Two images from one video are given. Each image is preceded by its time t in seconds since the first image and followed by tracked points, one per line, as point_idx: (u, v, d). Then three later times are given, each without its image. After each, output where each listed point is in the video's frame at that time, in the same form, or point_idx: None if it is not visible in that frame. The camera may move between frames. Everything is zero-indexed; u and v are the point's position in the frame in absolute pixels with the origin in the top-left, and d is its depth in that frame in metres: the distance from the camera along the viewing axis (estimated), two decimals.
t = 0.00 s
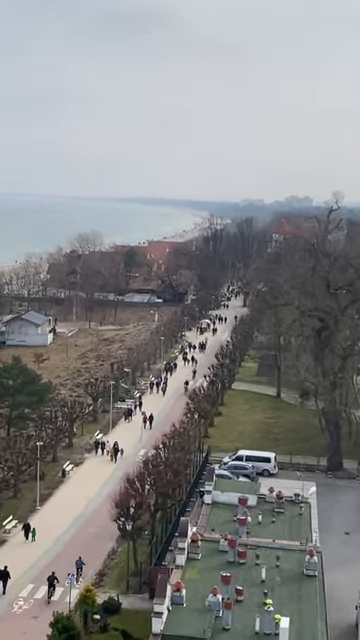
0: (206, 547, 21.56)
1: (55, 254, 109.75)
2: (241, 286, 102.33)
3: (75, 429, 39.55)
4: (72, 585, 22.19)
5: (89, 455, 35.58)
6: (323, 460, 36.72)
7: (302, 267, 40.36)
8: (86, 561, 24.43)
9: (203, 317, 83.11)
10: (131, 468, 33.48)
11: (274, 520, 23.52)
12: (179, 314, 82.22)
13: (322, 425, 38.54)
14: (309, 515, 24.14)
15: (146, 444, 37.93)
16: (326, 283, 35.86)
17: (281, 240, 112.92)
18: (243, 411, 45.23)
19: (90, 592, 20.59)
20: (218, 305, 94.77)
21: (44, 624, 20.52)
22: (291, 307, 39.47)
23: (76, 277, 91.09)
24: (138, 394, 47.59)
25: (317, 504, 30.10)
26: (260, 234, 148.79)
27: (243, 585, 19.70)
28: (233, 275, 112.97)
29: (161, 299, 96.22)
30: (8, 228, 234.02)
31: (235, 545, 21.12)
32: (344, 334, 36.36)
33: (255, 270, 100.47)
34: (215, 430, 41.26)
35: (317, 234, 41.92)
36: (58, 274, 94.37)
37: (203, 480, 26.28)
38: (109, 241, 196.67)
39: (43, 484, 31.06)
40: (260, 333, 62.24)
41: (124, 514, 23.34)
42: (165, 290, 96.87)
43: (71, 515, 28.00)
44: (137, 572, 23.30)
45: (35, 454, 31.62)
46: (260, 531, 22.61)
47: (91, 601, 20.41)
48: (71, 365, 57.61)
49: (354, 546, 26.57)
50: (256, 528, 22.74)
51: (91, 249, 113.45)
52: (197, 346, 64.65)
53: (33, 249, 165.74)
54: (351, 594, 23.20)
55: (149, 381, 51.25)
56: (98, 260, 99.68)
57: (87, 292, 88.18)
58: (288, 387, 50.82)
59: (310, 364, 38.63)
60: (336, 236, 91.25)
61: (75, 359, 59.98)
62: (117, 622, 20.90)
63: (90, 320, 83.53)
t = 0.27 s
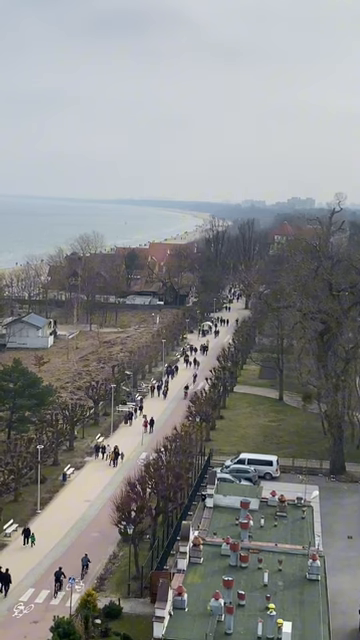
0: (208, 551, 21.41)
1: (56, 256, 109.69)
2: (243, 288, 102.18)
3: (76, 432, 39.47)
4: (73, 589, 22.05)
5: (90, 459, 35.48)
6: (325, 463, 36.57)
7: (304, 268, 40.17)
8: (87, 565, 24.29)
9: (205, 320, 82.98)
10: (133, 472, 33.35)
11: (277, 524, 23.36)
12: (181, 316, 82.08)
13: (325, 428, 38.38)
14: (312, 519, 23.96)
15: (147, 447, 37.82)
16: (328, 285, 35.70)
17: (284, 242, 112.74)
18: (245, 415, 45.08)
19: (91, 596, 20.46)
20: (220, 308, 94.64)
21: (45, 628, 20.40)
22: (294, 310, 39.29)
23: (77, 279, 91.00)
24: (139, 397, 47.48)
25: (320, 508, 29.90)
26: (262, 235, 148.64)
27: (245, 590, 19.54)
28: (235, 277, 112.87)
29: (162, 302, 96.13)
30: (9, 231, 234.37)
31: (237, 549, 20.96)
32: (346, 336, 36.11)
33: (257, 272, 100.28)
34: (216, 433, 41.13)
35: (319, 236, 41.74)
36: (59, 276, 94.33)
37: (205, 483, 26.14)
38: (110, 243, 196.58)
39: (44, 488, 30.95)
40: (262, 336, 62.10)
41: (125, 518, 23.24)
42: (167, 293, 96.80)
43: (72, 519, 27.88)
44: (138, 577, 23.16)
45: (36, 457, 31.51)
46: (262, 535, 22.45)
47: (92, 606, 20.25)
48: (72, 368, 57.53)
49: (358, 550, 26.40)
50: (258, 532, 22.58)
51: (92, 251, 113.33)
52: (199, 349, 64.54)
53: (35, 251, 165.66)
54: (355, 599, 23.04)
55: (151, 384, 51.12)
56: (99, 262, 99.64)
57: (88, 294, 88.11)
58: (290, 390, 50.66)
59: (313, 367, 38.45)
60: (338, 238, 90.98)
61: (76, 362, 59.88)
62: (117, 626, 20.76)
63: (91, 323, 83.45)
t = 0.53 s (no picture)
0: (210, 554, 21.31)
1: (56, 258, 109.63)
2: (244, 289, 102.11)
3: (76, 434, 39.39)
4: (73, 592, 21.97)
5: (90, 461, 35.39)
6: (327, 466, 36.48)
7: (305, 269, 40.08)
8: (88, 568, 24.20)
9: (205, 322, 82.91)
10: (134, 474, 33.26)
11: (278, 526, 23.25)
12: (182, 318, 81.99)
13: (327, 430, 38.28)
14: (314, 521, 23.87)
15: (148, 449, 37.73)
16: (330, 286, 35.61)
17: (285, 243, 112.67)
18: (246, 417, 44.97)
19: (92, 598, 20.38)
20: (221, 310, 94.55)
21: (45, 631, 20.31)
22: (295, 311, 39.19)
23: (77, 280, 90.94)
24: (140, 399, 47.41)
25: (322, 511, 29.81)
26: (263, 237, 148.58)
27: (247, 592, 19.44)
28: (236, 278, 112.80)
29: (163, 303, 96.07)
30: (9, 232, 234.47)
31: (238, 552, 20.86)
32: (348, 338, 36.00)
33: (258, 273, 100.21)
34: (218, 435, 41.04)
35: (320, 237, 41.66)
36: (59, 278, 94.24)
37: (206, 486, 26.04)
38: (111, 245, 196.50)
39: (44, 490, 30.86)
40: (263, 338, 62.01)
41: (126, 521, 23.20)
42: (167, 295, 96.74)
43: (73, 521, 27.78)
44: (139, 579, 23.07)
45: (36, 459, 31.43)
46: (264, 538, 22.36)
47: (93, 609, 20.15)
48: (72, 370, 57.45)
49: None
50: (260, 535, 22.49)
51: (93, 253, 113.35)
52: (201, 351, 64.46)
53: (35, 253, 165.56)
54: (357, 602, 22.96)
55: (152, 386, 51.03)
56: (99, 264, 99.56)
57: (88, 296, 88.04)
58: (292, 392, 50.57)
59: (314, 369, 38.36)
60: (340, 239, 90.85)
61: (77, 364, 59.81)
62: (118, 629, 20.65)
63: (92, 325, 83.37)
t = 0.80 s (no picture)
0: (211, 556, 21.27)
1: (57, 259, 109.58)
2: (245, 290, 102.11)
3: (77, 436, 39.36)
4: (74, 593, 21.92)
5: (91, 463, 35.34)
6: (329, 468, 36.42)
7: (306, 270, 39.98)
8: (88, 569, 24.15)
9: (206, 323, 82.84)
10: (134, 476, 33.23)
11: (280, 528, 23.19)
12: (182, 319, 81.93)
13: (328, 432, 38.23)
14: (315, 523, 23.80)
15: (149, 451, 37.69)
16: (331, 287, 35.52)
17: (286, 244, 112.60)
18: (247, 418, 44.93)
19: (93, 600, 20.33)
20: (222, 311, 94.48)
21: (46, 633, 20.27)
22: (296, 312, 39.09)
23: (78, 282, 90.92)
24: (141, 401, 47.37)
25: (324, 513, 29.75)
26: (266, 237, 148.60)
27: (248, 595, 19.37)
28: (237, 279, 112.72)
29: (164, 305, 96.08)
30: (9, 233, 234.77)
31: (240, 553, 20.80)
32: (350, 339, 35.91)
33: (259, 274, 100.14)
34: (219, 437, 41.00)
35: (322, 238, 41.56)
36: (59, 279, 94.21)
37: (207, 487, 25.98)
38: (112, 246, 196.51)
39: (45, 492, 30.81)
40: (264, 339, 61.94)
41: (126, 522, 23.16)
42: (168, 296, 96.73)
43: (74, 523, 27.73)
44: (140, 581, 23.01)
45: (36, 460, 31.39)
46: (265, 540, 22.31)
47: (94, 611, 20.11)
48: (73, 372, 57.39)
49: None
50: (261, 536, 22.42)
51: (94, 254, 113.33)
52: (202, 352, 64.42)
53: (36, 254, 165.47)
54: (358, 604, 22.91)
55: (152, 387, 50.99)
56: (99, 265, 99.53)
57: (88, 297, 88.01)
58: (293, 394, 50.50)
59: (315, 371, 38.26)
60: (341, 241, 90.81)
61: (77, 366, 59.76)
62: (119, 631, 20.60)
63: (92, 326, 83.33)
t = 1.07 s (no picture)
0: (211, 559, 21.14)
1: (56, 260, 109.43)
2: (246, 291, 102.05)
3: (76, 438, 39.23)
4: (74, 596, 21.81)
5: (91, 465, 35.22)
6: (330, 470, 36.32)
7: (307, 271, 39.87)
8: (88, 572, 24.02)
9: (207, 324, 82.75)
10: (135, 478, 33.09)
11: (281, 530, 23.07)
12: (183, 320, 81.82)
13: (329, 434, 38.14)
14: (316, 526, 23.68)
15: (149, 453, 37.58)
16: (332, 288, 35.38)
17: (286, 244, 112.56)
18: (248, 420, 44.81)
19: (93, 603, 20.22)
20: (222, 312, 94.41)
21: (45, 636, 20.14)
22: (296, 314, 38.96)
23: (77, 283, 90.80)
24: (141, 403, 47.26)
25: (325, 515, 29.66)
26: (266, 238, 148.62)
27: (249, 597, 19.25)
28: (238, 280, 112.65)
29: (164, 306, 95.99)
30: (9, 233, 234.69)
31: (240, 556, 20.67)
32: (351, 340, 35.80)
33: (259, 275, 100.09)
34: (219, 439, 40.89)
35: (323, 238, 41.45)
36: (59, 280, 94.08)
37: (208, 489, 25.87)
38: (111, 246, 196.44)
39: (45, 495, 30.67)
40: (265, 341, 61.85)
41: (127, 525, 23.02)
42: (168, 297, 96.65)
43: (74, 526, 27.61)
44: (141, 584, 22.88)
45: (36, 463, 31.27)
46: (266, 542, 22.19)
47: (93, 614, 19.99)
48: (73, 373, 57.26)
49: None
50: (262, 539, 22.31)
51: (93, 255, 113.20)
52: (202, 353, 64.33)
53: (35, 254, 165.23)
54: None
55: (152, 389, 50.88)
56: (99, 266, 99.41)
57: (88, 298, 87.88)
58: (294, 396, 50.41)
59: (316, 372, 38.15)
60: (342, 241, 90.78)
61: (77, 368, 59.61)
62: (119, 635, 20.45)
63: (92, 327, 83.20)
